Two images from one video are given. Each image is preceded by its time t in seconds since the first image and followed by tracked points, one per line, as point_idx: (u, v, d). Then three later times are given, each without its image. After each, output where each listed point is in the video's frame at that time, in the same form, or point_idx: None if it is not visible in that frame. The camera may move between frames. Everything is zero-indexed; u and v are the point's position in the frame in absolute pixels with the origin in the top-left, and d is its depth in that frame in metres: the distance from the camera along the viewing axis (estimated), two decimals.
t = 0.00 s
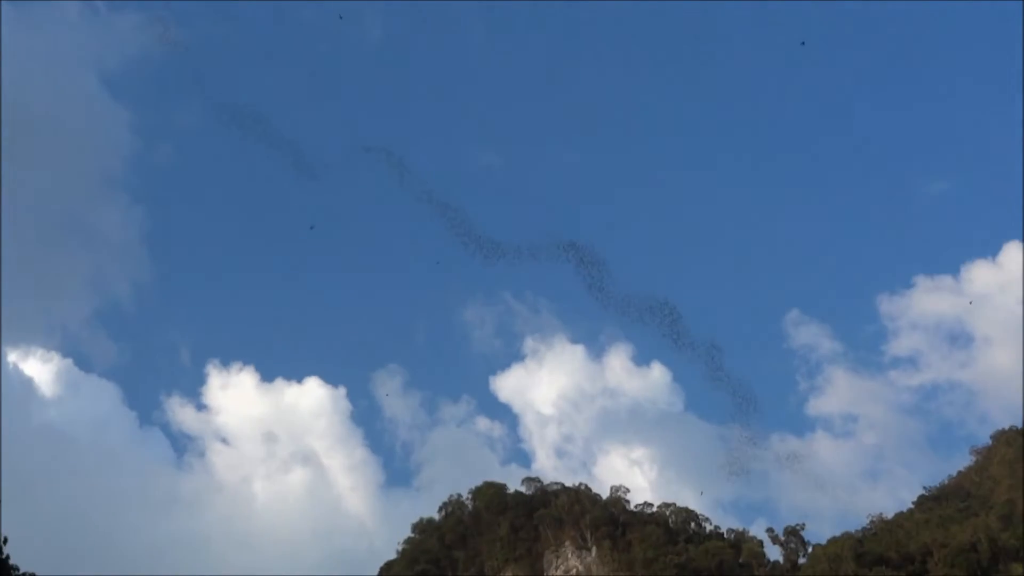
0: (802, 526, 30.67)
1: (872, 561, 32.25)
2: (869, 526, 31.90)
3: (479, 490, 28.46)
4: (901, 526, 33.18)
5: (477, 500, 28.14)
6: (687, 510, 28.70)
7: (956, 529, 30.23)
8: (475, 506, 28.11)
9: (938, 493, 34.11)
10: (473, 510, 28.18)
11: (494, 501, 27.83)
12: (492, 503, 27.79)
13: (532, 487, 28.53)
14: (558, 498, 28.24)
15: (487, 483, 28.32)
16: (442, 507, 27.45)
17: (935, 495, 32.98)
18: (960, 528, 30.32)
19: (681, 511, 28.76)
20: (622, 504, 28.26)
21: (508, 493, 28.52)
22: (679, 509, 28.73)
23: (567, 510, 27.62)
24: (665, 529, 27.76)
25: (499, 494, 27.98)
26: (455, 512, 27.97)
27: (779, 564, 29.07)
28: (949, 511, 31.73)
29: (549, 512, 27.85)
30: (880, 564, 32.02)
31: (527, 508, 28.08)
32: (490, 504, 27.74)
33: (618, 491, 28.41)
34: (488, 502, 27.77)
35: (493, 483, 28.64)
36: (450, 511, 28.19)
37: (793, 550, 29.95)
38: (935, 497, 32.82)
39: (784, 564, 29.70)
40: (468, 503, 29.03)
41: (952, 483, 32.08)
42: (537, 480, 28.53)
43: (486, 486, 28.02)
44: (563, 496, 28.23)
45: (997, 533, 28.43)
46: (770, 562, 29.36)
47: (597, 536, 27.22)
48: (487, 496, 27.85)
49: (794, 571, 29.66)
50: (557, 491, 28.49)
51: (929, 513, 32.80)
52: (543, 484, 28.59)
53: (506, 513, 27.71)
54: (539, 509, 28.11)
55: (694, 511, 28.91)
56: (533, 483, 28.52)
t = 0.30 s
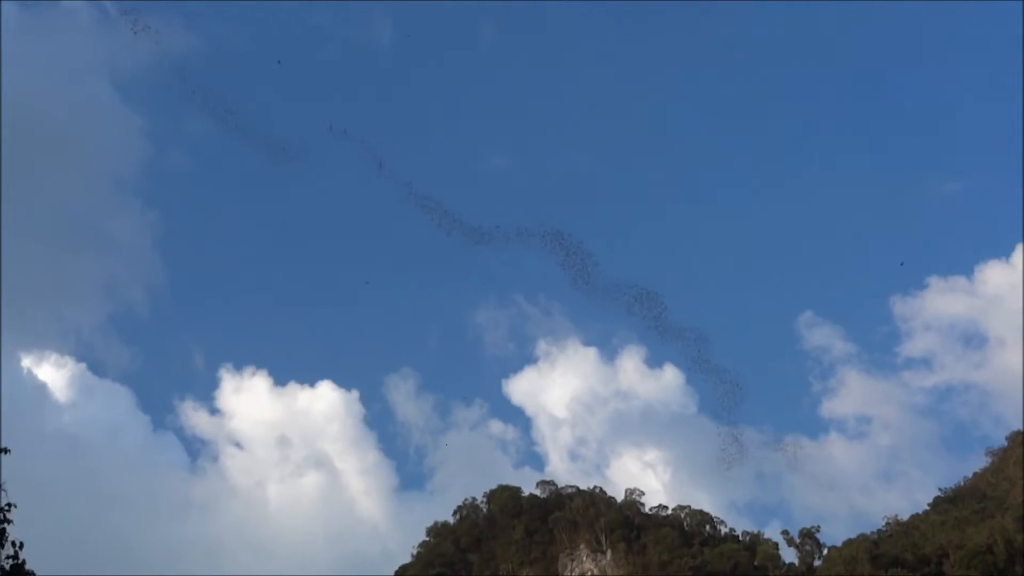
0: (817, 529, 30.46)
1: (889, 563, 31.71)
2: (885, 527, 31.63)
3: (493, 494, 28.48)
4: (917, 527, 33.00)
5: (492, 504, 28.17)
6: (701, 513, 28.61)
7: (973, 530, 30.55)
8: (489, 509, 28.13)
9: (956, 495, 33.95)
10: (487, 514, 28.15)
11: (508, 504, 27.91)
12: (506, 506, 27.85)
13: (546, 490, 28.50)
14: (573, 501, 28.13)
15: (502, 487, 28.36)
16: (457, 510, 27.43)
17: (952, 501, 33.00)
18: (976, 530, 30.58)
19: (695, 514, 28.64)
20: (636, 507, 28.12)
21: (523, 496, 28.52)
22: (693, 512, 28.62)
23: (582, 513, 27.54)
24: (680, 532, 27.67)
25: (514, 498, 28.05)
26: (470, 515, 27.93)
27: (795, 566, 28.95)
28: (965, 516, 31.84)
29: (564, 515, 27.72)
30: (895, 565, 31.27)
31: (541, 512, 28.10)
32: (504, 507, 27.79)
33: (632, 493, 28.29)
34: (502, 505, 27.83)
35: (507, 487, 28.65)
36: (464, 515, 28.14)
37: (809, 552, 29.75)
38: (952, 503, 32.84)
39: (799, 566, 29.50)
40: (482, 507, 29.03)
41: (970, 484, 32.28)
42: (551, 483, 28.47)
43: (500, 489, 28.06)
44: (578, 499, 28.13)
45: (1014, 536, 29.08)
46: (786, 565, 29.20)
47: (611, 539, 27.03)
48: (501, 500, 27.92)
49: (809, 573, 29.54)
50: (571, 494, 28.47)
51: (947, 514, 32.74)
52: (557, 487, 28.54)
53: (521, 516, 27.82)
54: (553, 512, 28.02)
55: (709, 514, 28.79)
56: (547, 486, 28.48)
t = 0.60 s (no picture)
0: (821, 527, 31.29)
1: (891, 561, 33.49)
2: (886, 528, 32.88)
3: (507, 494, 29.26)
4: (918, 526, 33.73)
5: (506, 504, 28.98)
6: (709, 513, 29.37)
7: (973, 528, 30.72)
8: (503, 509, 28.96)
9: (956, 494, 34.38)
10: (501, 514, 29.00)
11: (521, 504, 28.72)
12: (520, 506, 28.69)
13: (558, 490, 29.30)
14: (584, 501, 28.97)
15: (515, 487, 29.14)
16: (472, 510, 28.25)
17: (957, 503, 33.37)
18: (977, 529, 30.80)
19: (702, 514, 29.44)
20: (646, 506, 28.96)
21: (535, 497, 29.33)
22: (701, 512, 29.41)
23: (593, 513, 28.37)
24: (688, 531, 28.52)
25: (527, 498, 28.81)
26: (484, 515, 28.73)
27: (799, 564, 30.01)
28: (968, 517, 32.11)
29: (575, 515, 28.61)
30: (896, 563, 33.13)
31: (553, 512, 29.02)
32: (518, 507, 28.64)
33: (641, 493, 29.09)
34: (516, 505, 28.67)
35: (520, 487, 29.40)
36: (479, 515, 28.94)
37: (813, 550, 30.61)
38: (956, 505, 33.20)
39: (804, 564, 30.37)
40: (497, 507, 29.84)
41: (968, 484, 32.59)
42: (563, 484, 29.27)
43: (514, 490, 28.83)
44: (589, 499, 28.96)
45: (1012, 533, 29.17)
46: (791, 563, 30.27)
47: (622, 537, 27.80)
48: (515, 500, 28.74)
49: (814, 570, 30.46)
50: (583, 495, 29.27)
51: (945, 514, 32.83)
52: (569, 487, 29.31)
53: (534, 516, 28.67)
54: (565, 512, 28.88)
55: (716, 514, 29.59)
56: (559, 486, 29.29)
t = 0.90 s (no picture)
0: (797, 498, 35.22)
1: (857, 526, 37.38)
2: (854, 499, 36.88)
3: (520, 468, 33.04)
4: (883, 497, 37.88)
5: (519, 476, 32.79)
6: (698, 485, 33.30)
7: (930, 500, 35.13)
8: (517, 481, 32.81)
9: (916, 469, 38.29)
10: (515, 485, 32.87)
11: (533, 476, 32.47)
12: (532, 478, 32.44)
13: (565, 465, 33.04)
14: (588, 473, 32.79)
15: (527, 462, 32.88)
16: (490, 483, 32.05)
17: (914, 475, 37.86)
18: (933, 499, 35.17)
19: (692, 485, 33.35)
20: (642, 479, 32.80)
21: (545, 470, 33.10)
22: (691, 484, 33.33)
23: (595, 485, 32.19)
24: (679, 500, 32.52)
25: (538, 471, 32.52)
26: (501, 487, 32.59)
27: (778, 531, 34.04)
28: (923, 486, 36.57)
29: (580, 486, 32.46)
30: (862, 528, 36.89)
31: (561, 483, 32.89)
32: (530, 479, 32.39)
33: (639, 467, 32.94)
34: (528, 477, 32.43)
35: (532, 462, 33.17)
36: (496, 486, 32.81)
37: (790, 517, 34.60)
38: (913, 478, 37.70)
39: (781, 530, 34.42)
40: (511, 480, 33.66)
41: (926, 460, 36.79)
42: (570, 459, 33.02)
43: (526, 464, 32.55)
44: (593, 472, 32.74)
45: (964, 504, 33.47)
46: (770, 529, 34.33)
47: (621, 506, 31.69)
48: (528, 473, 32.50)
49: (790, 535, 34.38)
50: (587, 468, 33.08)
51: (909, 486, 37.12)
52: (575, 462, 33.02)
53: (544, 487, 32.49)
54: (572, 483, 32.75)
55: (705, 486, 33.49)
56: (566, 461, 33.04)
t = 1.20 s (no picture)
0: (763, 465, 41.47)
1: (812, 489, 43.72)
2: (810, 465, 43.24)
3: (529, 442, 39.42)
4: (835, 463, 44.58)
5: (528, 449, 39.21)
6: (679, 455, 39.48)
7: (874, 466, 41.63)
8: (527, 453, 39.24)
9: (864, 440, 44.89)
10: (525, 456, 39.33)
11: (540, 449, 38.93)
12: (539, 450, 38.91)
13: (567, 439, 39.26)
14: (586, 446, 39.11)
15: (535, 437, 39.19)
16: (503, 455, 38.34)
17: (861, 446, 44.51)
18: (877, 466, 41.66)
19: (674, 455, 39.58)
20: (632, 450, 38.94)
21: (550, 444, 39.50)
22: (673, 455, 39.57)
23: (592, 456, 38.46)
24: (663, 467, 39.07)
25: (543, 445, 38.87)
26: (513, 458, 38.93)
27: (746, 495, 40.32)
28: (869, 455, 43.23)
29: (579, 456, 38.88)
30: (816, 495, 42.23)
31: (563, 454, 39.17)
32: (537, 451, 38.84)
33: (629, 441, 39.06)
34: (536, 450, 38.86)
35: (539, 437, 39.53)
36: (508, 458, 39.16)
37: (756, 481, 40.90)
38: (861, 448, 44.37)
39: (749, 492, 40.68)
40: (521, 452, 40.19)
41: (871, 432, 43.36)
42: (570, 434, 39.20)
43: (534, 438, 38.87)
44: (590, 445, 39.07)
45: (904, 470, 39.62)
46: (739, 491, 40.92)
47: (614, 474, 38.13)
48: (535, 446, 38.90)
49: (756, 496, 40.72)
50: (585, 442, 39.36)
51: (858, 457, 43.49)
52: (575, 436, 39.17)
53: (549, 457, 38.94)
54: (572, 454, 39.11)
55: (685, 457, 39.68)
56: (568, 436, 39.22)
